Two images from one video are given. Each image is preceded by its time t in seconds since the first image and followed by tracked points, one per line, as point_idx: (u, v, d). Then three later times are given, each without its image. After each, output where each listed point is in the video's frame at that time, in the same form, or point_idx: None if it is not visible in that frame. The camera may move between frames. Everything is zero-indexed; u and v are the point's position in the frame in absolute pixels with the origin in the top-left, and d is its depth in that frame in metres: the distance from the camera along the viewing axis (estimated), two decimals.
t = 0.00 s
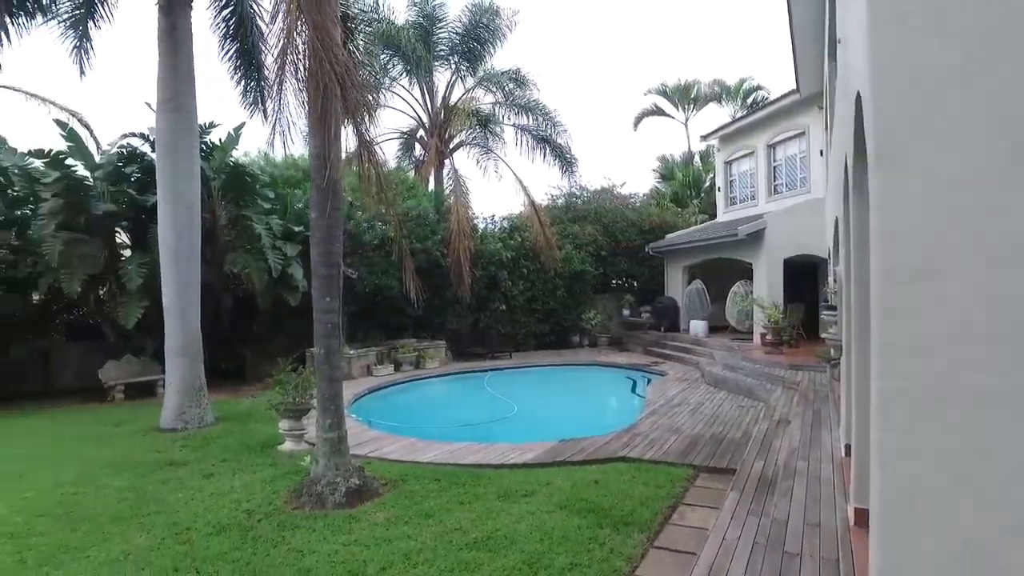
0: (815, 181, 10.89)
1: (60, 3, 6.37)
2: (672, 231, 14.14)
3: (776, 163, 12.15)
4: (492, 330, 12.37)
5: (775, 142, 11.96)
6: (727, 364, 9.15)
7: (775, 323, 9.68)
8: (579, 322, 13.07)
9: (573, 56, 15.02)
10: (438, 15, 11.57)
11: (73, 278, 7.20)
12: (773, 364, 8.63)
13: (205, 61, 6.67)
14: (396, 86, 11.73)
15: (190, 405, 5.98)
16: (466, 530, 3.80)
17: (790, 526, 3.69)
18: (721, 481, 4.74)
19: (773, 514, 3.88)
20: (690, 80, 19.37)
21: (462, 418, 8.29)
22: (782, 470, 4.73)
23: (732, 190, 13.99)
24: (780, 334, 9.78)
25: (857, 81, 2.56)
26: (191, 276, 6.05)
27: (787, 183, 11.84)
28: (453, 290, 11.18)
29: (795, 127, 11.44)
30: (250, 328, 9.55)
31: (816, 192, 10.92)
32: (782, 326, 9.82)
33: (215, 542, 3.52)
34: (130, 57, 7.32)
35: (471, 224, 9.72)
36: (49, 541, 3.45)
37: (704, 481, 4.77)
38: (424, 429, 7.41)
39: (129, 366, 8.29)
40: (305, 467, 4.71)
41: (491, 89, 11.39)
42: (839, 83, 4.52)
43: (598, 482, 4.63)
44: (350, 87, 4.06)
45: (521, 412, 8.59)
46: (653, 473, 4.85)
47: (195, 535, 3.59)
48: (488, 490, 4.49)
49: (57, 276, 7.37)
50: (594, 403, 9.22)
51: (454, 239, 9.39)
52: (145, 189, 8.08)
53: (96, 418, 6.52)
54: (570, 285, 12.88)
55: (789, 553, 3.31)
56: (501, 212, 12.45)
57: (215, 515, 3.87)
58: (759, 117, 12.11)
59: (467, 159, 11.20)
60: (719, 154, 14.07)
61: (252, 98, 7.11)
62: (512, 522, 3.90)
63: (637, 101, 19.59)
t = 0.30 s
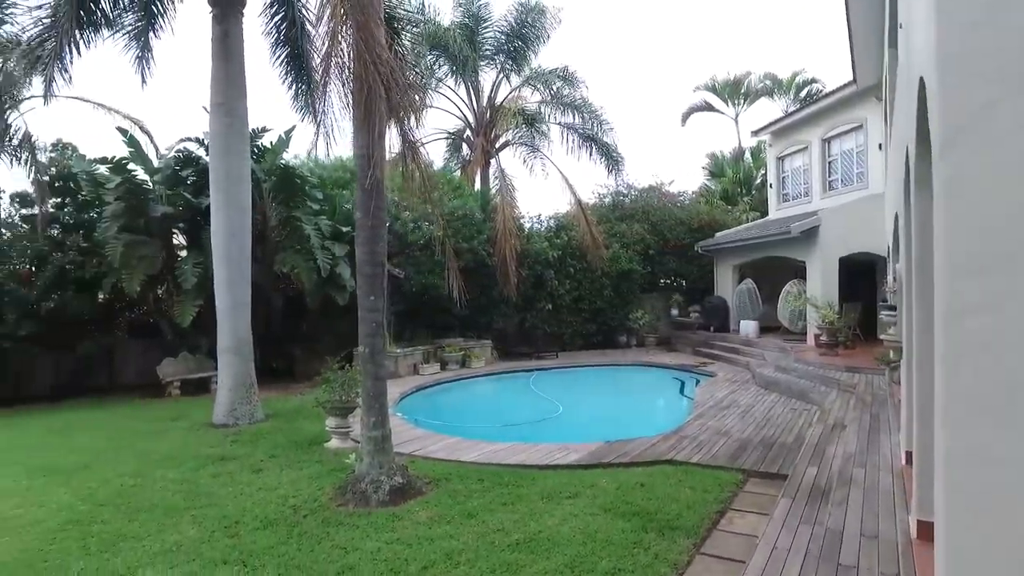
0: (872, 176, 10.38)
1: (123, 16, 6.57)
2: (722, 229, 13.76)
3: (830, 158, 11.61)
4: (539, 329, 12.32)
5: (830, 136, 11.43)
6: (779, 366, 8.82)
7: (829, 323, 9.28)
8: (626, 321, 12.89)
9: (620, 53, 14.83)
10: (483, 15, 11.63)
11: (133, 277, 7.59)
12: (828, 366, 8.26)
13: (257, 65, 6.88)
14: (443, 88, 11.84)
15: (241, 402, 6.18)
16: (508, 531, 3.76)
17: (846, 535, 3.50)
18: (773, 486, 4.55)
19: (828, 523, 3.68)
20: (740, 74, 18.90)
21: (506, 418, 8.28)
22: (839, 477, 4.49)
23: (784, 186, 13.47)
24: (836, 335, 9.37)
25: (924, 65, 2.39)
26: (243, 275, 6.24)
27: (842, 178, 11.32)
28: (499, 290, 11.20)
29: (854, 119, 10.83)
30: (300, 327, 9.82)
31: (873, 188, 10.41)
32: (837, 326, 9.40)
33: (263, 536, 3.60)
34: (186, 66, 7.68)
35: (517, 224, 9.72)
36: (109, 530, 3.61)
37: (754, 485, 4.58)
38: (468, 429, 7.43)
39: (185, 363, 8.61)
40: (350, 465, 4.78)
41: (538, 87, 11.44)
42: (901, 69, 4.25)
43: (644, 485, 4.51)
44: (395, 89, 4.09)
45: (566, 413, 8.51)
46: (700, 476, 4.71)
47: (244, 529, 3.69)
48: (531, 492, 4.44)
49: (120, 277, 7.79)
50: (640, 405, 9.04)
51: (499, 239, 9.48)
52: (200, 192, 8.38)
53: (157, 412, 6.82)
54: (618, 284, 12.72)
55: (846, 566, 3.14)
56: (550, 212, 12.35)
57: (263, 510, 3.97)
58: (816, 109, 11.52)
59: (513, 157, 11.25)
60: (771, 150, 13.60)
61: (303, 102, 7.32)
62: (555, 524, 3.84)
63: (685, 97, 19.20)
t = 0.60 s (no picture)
0: (923, 172, 9.90)
1: (171, 25, 6.88)
2: (764, 228, 13.39)
3: (878, 154, 11.17)
4: (576, 329, 12.23)
5: (877, 131, 10.98)
6: (822, 368, 8.52)
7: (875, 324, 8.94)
8: (664, 322, 12.69)
9: (659, 51, 14.60)
10: (519, 14, 11.61)
11: (178, 277, 7.87)
12: (873, 369, 7.95)
13: (297, 66, 7.01)
14: (480, 87, 11.85)
15: (281, 401, 6.32)
16: (543, 533, 3.72)
17: (896, 546, 3.33)
18: (816, 492, 4.39)
19: (877, 533, 3.52)
20: (782, 69, 18.52)
21: (543, 418, 8.23)
22: (888, 483, 4.30)
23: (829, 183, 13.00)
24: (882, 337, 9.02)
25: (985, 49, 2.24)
26: (282, 274, 6.38)
27: (891, 174, 10.85)
28: (537, 289, 11.17)
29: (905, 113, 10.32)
30: (339, 326, 10.00)
31: (924, 184, 9.93)
32: (884, 327, 9.05)
33: (301, 533, 3.66)
34: (229, 72, 7.90)
35: (554, 223, 9.67)
36: (154, 522, 3.74)
37: (797, 491, 4.42)
38: (504, 429, 7.42)
39: (228, 360, 8.92)
40: (386, 464, 4.84)
41: (575, 86, 11.38)
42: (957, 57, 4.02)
43: (682, 489, 4.41)
44: (433, 90, 4.12)
45: (603, 414, 8.41)
46: (740, 480, 4.57)
47: (283, 525, 3.76)
48: (567, 493, 4.39)
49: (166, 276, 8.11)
50: (678, 406, 8.88)
51: (536, 239, 9.45)
52: (242, 193, 8.54)
53: (203, 409, 7.05)
54: (656, 284, 12.53)
55: None
56: (587, 212, 12.22)
57: (300, 507, 4.05)
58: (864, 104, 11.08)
59: (551, 157, 11.14)
60: (814, 146, 13.16)
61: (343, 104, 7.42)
62: (591, 527, 3.78)
63: (725, 94, 18.81)
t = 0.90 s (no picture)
0: (969, 168, 9.45)
1: (208, 31, 7.08)
2: (801, 226, 13.02)
3: (921, 150, 10.69)
4: (608, 330, 12.11)
5: (919, 126, 10.53)
6: (863, 371, 8.23)
7: (918, 326, 8.64)
8: (698, 322, 12.46)
9: (692, 49, 14.35)
10: (551, 13, 11.59)
11: (215, 276, 8.07)
12: (916, 371, 7.63)
13: (331, 69, 7.11)
14: (512, 86, 11.86)
15: (314, 400, 6.42)
16: (574, 536, 3.66)
17: (946, 557, 3.16)
18: (858, 499, 4.22)
19: (926, 544, 3.35)
20: (820, 64, 18.16)
21: (575, 419, 8.16)
22: (936, 491, 4.10)
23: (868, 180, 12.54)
24: (925, 339, 8.71)
25: None
26: (315, 274, 6.46)
27: (934, 171, 10.38)
28: (568, 290, 11.11)
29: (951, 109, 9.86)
30: (371, 326, 10.11)
31: (969, 181, 9.47)
32: (927, 329, 8.74)
33: (333, 532, 3.69)
34: (264, 77, 8.10)
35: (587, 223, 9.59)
36: (191, 518, 3.82)
37: (837, 498, 4.26)
38: (537, 430, 7.37)
39: (263, 360, 9.12)
40: (417, 464, 4.85)
41: (609, 84, 11.23)
42: (1010, 47, 3.83)
43: (717, 493, 4.29)
44: (465, 89, 4.09)
45: (636, 415, 8.28)
46: (777, 485, 4.43)
47: (315, 524, 3.79)
48: (600, 496, 4.32)
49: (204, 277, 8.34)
50: (712, 408, 8.69)
51: (568, 239, 9.36)
52: (275, 194, 8.74)
53: (241, 407, 7.21)
54: (689, 284, 12.30)
55: None
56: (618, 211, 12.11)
57: (332, 505, 4.08)
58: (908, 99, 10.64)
59: (585, 156, 11.19)
60: (853, 142, 12.71)
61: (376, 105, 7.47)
62: (623, 530, 3.71)
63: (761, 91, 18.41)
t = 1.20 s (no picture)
0: (1019, 161, 8.81)
1: (243, 35, 7.22)
2: (841, 224, 12.60)
3: (970, 143, 10.20)
4: (642, 330, 11.95)
5: (967, 119, 10.07)
6: (906, 372, 7.90)
7: (965, 327, 8.31)
8: (733, 323, 12.18)
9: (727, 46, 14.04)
10: (582, 11, 11.47)
11: (250, 276, 8.30)
12: (965, 374, 7.28)
13: (364, 70, 7.17)
14: (542, 86, 11.82)
15: (347, 399, 6.48)
16: (608, 539, 3.58)
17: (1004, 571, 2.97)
18: (906, 507, 4.03)
19: (984, 557, 3.16)
20: (860, 57, 17.62)
21: (609, 420, 8.05)
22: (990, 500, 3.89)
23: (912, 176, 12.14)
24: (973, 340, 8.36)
25: None
26: (349, 273, 6.52)
27: (984, 165, 9.79)
28: (601, 290, 11.00)
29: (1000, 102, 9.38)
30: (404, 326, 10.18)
31: (1019, 176, 8.84)
32: (976, 330, 8.38)
33: (366, 531, 3.70)
34: (297, 80, 8.26)
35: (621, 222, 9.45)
36: (227, 515, 3.88)
37: (880, 504, 4.08)
38: (571, 431, 7.29)
39: (298, 359, 9.28)
40: (450, 464, 4.83)
41: (642, 83, 11.05)
42: None
43: (755, 497, 4.15)
44: (498, 89, 4.02)
45: (671, 417, 8.11)
46: (818, 490, 4.26)
47: (347, 523, 3.81)
48: (634, 499, 4.23)
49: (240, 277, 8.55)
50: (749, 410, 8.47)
51: (602, 238, 9.22)
52: (309, 195, 8.89)
53: (277, 406, 7.33)
54: (725, 284, 12.02)
55: None
56: (650, 211, 11.98)
57: (365, 505, 4.09)
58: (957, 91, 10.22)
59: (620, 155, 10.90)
60: (896, 138, 12.27)
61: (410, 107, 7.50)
62: (657, 535, 3.61)
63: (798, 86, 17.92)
